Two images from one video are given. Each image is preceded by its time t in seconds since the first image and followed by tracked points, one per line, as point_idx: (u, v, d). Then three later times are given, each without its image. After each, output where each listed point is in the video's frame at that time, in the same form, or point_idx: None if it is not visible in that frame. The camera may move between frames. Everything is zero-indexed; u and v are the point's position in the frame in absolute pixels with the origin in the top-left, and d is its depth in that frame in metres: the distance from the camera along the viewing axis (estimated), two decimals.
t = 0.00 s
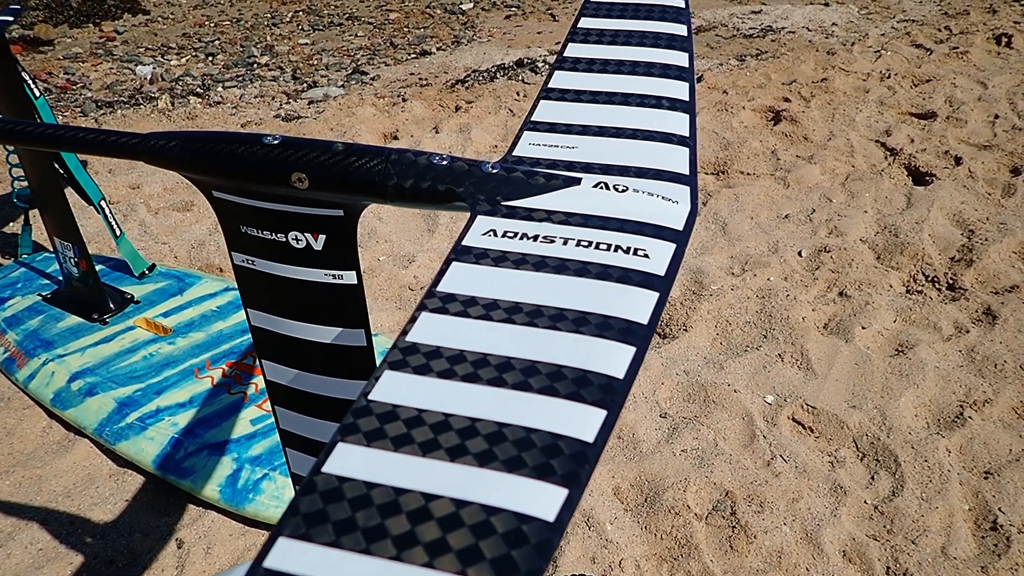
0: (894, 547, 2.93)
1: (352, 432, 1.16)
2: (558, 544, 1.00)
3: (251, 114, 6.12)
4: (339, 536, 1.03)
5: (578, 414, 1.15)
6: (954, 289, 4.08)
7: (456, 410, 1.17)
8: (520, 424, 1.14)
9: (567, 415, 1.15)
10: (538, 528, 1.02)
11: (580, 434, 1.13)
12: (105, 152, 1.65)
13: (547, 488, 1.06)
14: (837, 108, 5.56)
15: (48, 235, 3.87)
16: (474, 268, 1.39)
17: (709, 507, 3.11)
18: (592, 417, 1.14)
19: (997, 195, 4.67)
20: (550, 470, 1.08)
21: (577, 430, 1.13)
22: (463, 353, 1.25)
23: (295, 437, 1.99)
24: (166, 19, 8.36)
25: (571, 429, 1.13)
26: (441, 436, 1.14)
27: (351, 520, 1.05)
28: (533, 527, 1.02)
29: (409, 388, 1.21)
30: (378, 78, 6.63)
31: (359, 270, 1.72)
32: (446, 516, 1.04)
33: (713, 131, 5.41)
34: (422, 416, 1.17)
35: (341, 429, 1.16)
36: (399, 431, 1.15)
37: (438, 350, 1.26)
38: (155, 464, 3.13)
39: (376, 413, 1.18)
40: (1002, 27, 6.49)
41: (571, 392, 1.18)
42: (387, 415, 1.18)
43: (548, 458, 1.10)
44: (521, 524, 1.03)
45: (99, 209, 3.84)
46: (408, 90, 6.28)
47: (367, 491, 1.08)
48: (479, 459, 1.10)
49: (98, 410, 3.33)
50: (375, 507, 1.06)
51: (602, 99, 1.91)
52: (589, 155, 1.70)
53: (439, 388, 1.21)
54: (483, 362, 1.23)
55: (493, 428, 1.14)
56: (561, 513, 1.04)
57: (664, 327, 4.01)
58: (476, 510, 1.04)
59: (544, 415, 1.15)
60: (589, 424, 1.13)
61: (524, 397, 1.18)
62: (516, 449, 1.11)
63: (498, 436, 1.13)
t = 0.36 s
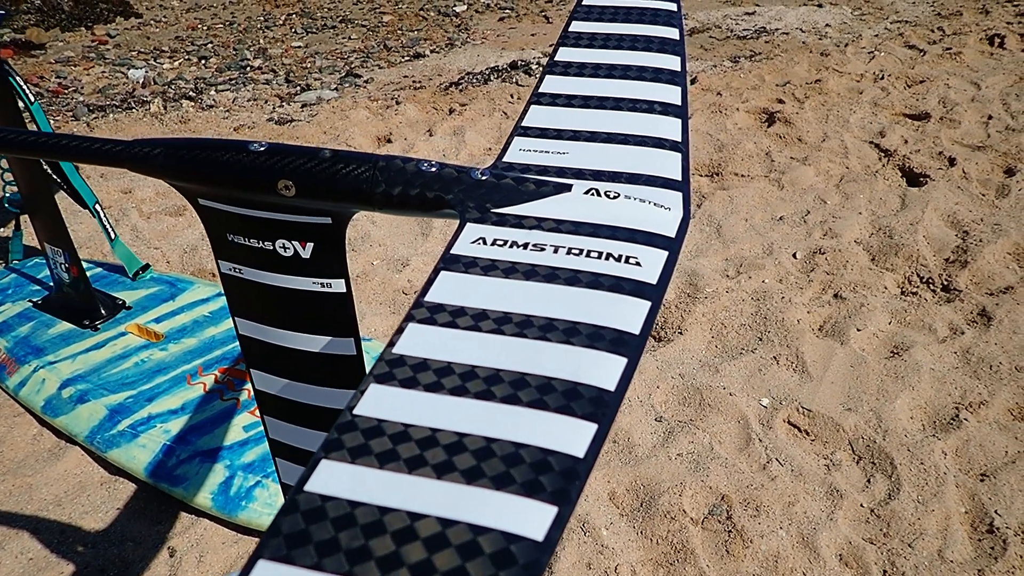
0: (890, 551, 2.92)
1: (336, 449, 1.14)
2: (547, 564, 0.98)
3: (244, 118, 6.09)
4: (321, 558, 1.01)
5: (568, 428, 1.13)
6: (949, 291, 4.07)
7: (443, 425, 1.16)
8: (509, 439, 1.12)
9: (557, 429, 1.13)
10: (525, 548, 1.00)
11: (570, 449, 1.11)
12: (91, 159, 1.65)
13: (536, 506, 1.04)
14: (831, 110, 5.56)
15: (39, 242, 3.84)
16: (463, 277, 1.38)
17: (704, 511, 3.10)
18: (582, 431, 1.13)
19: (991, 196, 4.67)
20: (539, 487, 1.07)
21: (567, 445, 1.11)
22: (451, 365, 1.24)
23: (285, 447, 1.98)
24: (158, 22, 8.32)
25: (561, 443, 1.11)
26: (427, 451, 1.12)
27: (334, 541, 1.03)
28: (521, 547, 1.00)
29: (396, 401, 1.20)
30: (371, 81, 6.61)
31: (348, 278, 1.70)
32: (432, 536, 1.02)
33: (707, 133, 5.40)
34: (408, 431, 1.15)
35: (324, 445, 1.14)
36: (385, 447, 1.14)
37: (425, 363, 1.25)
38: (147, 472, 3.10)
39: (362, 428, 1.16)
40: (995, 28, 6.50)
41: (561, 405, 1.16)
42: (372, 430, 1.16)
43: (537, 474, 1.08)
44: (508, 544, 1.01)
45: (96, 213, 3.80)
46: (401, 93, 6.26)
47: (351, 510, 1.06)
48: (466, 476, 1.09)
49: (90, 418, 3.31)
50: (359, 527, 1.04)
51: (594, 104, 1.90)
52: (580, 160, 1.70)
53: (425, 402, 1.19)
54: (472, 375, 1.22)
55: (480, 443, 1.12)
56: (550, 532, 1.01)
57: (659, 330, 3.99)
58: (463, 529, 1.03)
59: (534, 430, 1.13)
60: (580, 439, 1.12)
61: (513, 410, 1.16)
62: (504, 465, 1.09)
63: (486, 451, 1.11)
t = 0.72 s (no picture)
0: (887, 555, 2.91)
1: (318, 473, 1.12)
2: None
3: (237, 123, 6.07)
4: None
5: (559, 449, 1.11)
6: (944, 293, 4.06)
7: (429, 447, 1.13)
8: (497, 462, 1.10)
9: (547, 450, 1.11)
10: None
11: (561, 471, 1.09)
12: (76, 169, 1.63)
13: (525, 532, 1.02)
14: (825, 112, 5.56)
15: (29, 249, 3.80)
16: (451, 291, 1.37)
17: (701, 517, 3.08)
18: (573, 452, 1.11)
19: (985, 198, 4.66)
20: (528, 513, 1.04)
21: (558, 468, 1.09)
22: (437, 383, 1.22)
23: (274, 459, 1.96)
24: (151, 27, 8.30)
25: (550, 466, 1.09)
26: (413, 475, 1.10)
27: (315, 570, 1.00)
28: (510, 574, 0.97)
29: (380, 423, 1.17)
30: (365, 86, 6.59)
31: (336, 290, 1.70)
32: (417, 564, 0.99)
33: (701, 136, 5.39)
34: (393, 454, 1.13)
35: (306, 470, 1.12)
36: (369, 471, 1.11)
37: (412, 381, 1.23)
38: (139, 482, 3.07)
39: (345, 451, 1.14)
40: (988, 29, 6.50)
41: (551, 424, 1.14)
42: (356, 453, 1.13)
43: (527, 498, 1.06)
44: (497, 572, 0.98)
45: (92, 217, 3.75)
46: (395, 98, 6.24)
47: (332, 538, 1.03)
48: (453, 502, 1.06)
49: (81, 427, 3.28)
50: (341, 556, 1.01)
51: (586, 111, 1.89)
52: (571, 168, 1.69)
53: (411, 423, 1.17)
54: (459, 393, 1.20)
55: (467, 466, 1.10)
56: (539, 560, 0.99)
57: (654, 334, 3.98)
58: (449, 556, 1.00)
59: (523, 452, 1.11)
60: (570, 460, 1.10)
61: (502, 431, 1.14)
62: (492, 489, 1.07)
63: (473, 475, 1.09)
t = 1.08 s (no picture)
0: (885, 557, 2.89)
1: (301, 491, 1.08)
2: None
3: (232, 123, 6.04)
4: None
5: (551, 465, 1.09)
6: (941, 293, 4.05)
7: (417, 463, 1.10)
8: (486, 478, 1.07)
9: (538, 466, 1.09)
10: None
11: (552, 489, 1.06)
12: (67, 174, 1.66)
13: (514, 552, 0.99)
14: (821, 112, 5.55)
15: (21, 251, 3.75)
16: (441, 298, 1.35)
17: (698, 519, 3.06)
18: (564, 467, 1.08)
19: (982, 198, 4.66)
20: (517, 532, 1.01)
21: (549, 484, 1.06)
22: (426, 396, 1.19)
23: (264, 467, 1.94)
24: (145, 27, 8.26)
25: (541, 482, 1.07)
26: (399, 493, 1.07)
27: None
28: None
29: (365, 438, 1.14)
30: (360, 86, 6.56)
31: (326, 296, 1.68)
32: None
33: (698, 136, 5.38)
34: (379, 470, 1.10)
35: (288, 488, 1.08)
36: (354, 489, 1.08)
37: (399, 394, 1.20)
38: (132, 486, 3.05)
39: (330, 467, 1.11)
40: (984, 29, 6.50)
41: (542, 439, 1.12)
42: (341, 469, 1.10)
43: (517, 516, 1.03)
44: None
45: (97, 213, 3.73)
46: (391, 98, 6.22)
47: (315, 559, 1.00)
48: (440, 521, 1.03)
49: (74, 430, 3.25)
50: None
51: (580, 113, 1.87)
52: (565, 172, 1.67)
53: (397, 438, 1.14)
54: (449, 406, 1.17)
55: (455, 483, 1.07)
56: None
57: (650, 335, 3.96)
58: None
59: (513, 469, 1.08)
60: (562, 477, 1.07)
61: (491, 445, 1.11)
62: (480, 507, 1.04)
63: (461, 492, 1.06)
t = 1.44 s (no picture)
0: (886, 561, 2.88)
1: (288, 510, 1.06)
2: None
3: (229, 126, 6.02)
4: None
5: (545, 481, 1.07)
6: (940, 295, 4.04)
7: (408, 480, 1.08)
8: (479, 496, 1.06)
9: (532, 482, 1.07)
10: None
11: (547, 506, 1.04)
12: (61, 183, 1.67)
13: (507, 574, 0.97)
14: (819, 113, 5.53)
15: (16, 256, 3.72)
16: (433, 308, 1.33)
17: (698, 523, 3.04)
18: (560, 484, 1.06)
19: (981, 198, 4.64)
20: (510, 552, 0.99)
21: (544, 501, 1.04)
22: (418, 409, 1.17)
23: (258, 476, 1.92)
24: (142, 30, 8.24)
25: (535, 499, 1.05)
26: (390, 512, 1.05)
27: None
28: None
29: (356, 454, 1.12)
30: (358, 88, 6.54)
31: (320, 304, 1.68)
32: None
33: (696, 137, 5.36)
34: (369, 487, 1.08)
35: (276, 506, 1.06)
36: (343, 507, 1.06)
37: (391, 407, 1.18)
38: (128, 492, 3.02)
39: (319, 485, 1.09)
40: (981, 29, 6.49)
41: (537, 454, 1.10)
42: (330, 487, 1.08)
43: (510, 535, 1.01)
44: None
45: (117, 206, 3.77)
46: (388, 100, 6.20)
47: None
48: (431, 541, 1.01)
49: (69, 436, 3.23)
50: None
51: (576, 118, 1.86)
52: (561, 178, 1.66)
53: (388, 454, 1.12)
54: (441, 420, 1.16)
55: (447, 501, 1.05)
56: None
57: (649, 338, 3.94)
58: None
59: (507, 486, 1.07)
60: (557, 494, 1.05)
61: (484, 461, 1.10)
62: (473, 526, 1.02)
63: (453, 511, 1.04)
